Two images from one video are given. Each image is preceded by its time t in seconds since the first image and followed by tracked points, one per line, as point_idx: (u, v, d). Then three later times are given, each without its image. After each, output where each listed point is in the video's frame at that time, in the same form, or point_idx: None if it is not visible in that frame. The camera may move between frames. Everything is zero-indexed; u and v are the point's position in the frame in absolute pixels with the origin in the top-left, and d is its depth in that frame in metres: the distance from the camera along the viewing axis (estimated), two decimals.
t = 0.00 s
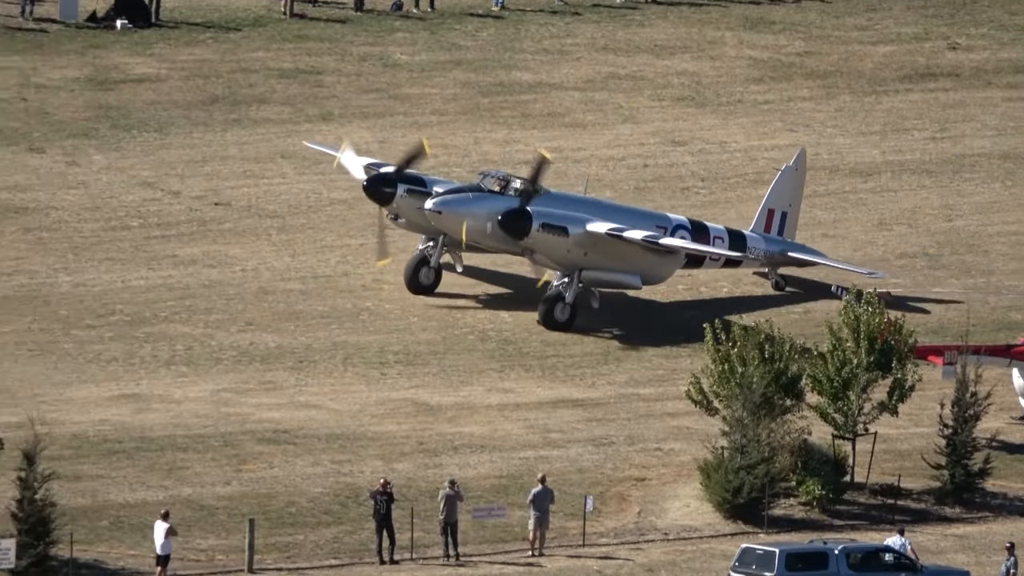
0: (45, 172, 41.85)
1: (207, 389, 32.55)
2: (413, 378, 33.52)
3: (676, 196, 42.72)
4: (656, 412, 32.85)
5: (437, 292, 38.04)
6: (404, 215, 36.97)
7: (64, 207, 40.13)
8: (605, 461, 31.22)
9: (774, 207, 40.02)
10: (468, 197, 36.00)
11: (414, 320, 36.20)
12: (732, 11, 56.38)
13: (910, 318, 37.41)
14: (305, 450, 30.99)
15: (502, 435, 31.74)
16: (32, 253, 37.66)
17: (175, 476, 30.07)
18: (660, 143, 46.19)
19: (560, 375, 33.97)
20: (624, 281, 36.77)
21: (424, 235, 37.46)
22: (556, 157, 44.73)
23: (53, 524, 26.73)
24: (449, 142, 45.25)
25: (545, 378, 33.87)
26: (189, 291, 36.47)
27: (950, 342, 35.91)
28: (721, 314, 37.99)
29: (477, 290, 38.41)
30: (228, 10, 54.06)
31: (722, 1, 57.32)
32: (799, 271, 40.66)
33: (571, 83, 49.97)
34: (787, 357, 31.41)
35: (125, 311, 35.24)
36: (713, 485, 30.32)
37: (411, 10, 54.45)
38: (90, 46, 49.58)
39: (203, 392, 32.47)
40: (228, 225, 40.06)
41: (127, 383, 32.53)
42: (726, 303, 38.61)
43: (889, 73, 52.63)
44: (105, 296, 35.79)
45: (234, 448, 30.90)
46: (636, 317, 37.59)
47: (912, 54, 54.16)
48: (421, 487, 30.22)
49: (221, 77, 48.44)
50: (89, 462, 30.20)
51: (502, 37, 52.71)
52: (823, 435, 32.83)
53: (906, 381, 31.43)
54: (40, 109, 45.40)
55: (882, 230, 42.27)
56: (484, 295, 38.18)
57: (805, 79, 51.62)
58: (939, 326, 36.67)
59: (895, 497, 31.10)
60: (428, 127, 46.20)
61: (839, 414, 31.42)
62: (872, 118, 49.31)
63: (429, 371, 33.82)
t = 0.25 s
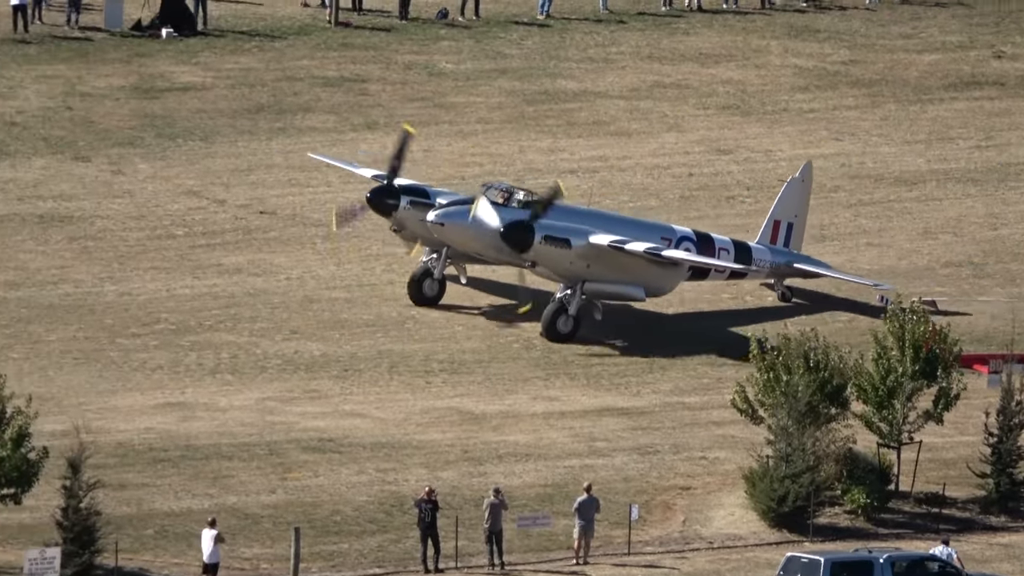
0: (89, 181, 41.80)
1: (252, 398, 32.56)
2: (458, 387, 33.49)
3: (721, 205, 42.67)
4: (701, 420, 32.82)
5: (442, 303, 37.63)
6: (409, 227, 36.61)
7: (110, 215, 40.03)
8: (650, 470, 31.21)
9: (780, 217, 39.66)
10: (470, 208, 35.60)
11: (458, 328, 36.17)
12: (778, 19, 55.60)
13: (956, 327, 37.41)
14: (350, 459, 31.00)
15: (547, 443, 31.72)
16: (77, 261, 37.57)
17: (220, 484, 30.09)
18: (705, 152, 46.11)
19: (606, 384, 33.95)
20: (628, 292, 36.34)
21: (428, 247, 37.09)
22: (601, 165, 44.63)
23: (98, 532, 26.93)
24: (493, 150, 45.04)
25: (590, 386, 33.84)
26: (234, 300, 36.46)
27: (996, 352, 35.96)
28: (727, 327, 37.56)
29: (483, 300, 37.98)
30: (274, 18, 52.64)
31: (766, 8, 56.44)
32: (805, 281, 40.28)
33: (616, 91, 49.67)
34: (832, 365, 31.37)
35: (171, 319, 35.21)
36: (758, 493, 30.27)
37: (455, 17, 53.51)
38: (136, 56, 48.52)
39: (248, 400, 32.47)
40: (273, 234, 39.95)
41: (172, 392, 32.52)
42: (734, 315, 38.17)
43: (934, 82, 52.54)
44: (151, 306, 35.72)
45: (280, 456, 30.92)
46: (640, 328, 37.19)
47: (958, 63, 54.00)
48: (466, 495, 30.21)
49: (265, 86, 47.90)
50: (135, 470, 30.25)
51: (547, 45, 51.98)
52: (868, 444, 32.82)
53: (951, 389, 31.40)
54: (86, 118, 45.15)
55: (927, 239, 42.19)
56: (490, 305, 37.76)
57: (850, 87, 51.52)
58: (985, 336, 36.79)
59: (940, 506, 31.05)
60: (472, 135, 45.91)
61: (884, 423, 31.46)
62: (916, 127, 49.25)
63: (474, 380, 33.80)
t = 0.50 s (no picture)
0: (130, 187, 41.78)
1: (294, 403, 32.59)
2: (501, 393, 33.47)
3: (764, 211, 42.65)
4: (744, 427, 32.81)
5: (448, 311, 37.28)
6: (412, 235, 36.31)
7: (154, 221, 39.98)
8: (693, 476, 31.20)
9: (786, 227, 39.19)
10: (473, 215, 35.27)
11: (500, 335, 36.17)
12: (820, 26, 55.41)
13: (1000, 335, 37.35)
14: (393, 464, 31.01)
15: (590, 449, 31.72)
16: (120, 266, 37.50)
17: (263, 489, 30.10)
18: (748, 158, 46.09)
19: (649, 391, 33.94)
20: (631, 301, 35.93)
21: (433, 255, 36.70)
22: (644, 171, 44.58)
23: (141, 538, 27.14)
24: (537, 156, 45.00)
25: (633, 393, 33.84)
26: (276, 305, 36.47)
27: None
28: (734, 336, 37.21)
29: (488, 309, 37.67)
30: (317, 24, 52.60)
31: (808, 15, 56.23)
32: (812, 292, 39.80)
33: (659, 98, 49.55)
34: (875, 372, 31.36)
35: (214, 325, 35.21)
36: (801, 500, 30.18)
37: (499, 23, 53.31)
38: (179, 62, 48.48)
39: (291, 406, 32.48)
40: (316, 240, 39.88)
41: (215, 397, 32.52)
42: (741, 325, 37.82)
43: (977, 89, 52.48)
44: (194, 312, 35.67)
45: (323, 462, 30.93)
46: (643, 337, 36.85)
47: (1001, 70, 53.88)
48: (509, 500, 30.21)
49: (309, 91, 47.77)
50: (178, 476, 30.27)
51: (590, 52, 51.76)
52: (911, 451, 32.81)
53: (994, 397, 31.37)
54: (129, 124, 45.12)
55: (970, 247, 42.12)
56: (497, 314, 37.48)
57: (892, 95, 51.47)
58: None
59: (983, 514, 31.02)
60: (515, 141, 45.76)
61: (927, 430, 31.43)
62: (959, 134, 49.18)
63: (517, 386, 33.78)
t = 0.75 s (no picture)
0: (178, 191, 41.59)
1: (341, 409, 32.58)
2: (547, 399, 33.43)
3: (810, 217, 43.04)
4: (791, 433, 32.79)
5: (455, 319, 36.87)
6: (419, 243, 36.04)
7: (201, 228, 39.76)
8: (740, 482, 31.18)
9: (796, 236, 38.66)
10: (478, 224, 34.91)
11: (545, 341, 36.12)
12: (867, 31, 55.38)
13: None
14: (439, 470, 30.99)
15: (637, 455, 31.70)
16: (167, 272, 37.37)
17: (309, 496, 30.10)
18: (796, 163, 45.97)
19: (696, 397, 33.91)
20: (636, 310, 35.47)
21: (440, 263, 36.29)
22: (691, 177, 44.50)
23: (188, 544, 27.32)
24: (584, 162, 44.88)
25: (679, 399, 33.81)
26: (322, 311, 36.45)
27: None
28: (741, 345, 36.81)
29: (496, 317, 37.23)
30: (365, 30, 52.49)
31: (857, 20, 56.31)
32: (822, 301, 39.30)
33: (706, 103, 49.46)
34: (922, 378, 31.32)
35: (261, 331, 35.17)
36: (848, 506, 30.20)
37: (547, 29, 53.28)
38: (227, 67, 48.48)
39: (338, 412, 32.48)
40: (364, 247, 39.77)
41: (262, 404, 32.52)
42: (750, 333, 37.41)
43: None
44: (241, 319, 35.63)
45: (370, 468, 30.92)
46: (650, 346, 36.51)
47: None
48: (556, 507, 30.20)
49: (356, 97, 47.72)
50: (225, 482, 30.27)
51: (637, 58, 51.74)
52: (959, 457, 32.74)
53: None
54: (176, 129, 44.93)
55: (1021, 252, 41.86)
56: (505, 322, 37.01)
57: (940, 100, 51.32)
58: None
59: None
60: (562, 147, 45.70)
61: (974, 436, 31.41)
62: (1007, 139, 48.90)
63: (563, 392, 33.73)
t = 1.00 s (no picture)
0: (220, 197, 41.50)
1: (382, 414, 32.58)
2: (589, 404, 33.42)
3: (854, 221, 43.24)
4: (832, 438, 32.76)
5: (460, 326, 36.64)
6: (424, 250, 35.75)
7: (243, 234, 39.68)
8: (782, 487, 31.16)
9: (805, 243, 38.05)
10: (481, 230, 34.57)
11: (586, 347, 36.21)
12: (909, 37, 55.41)
13: None
14: (481, 476, 30.98)
15: (679, 461, 31.69)
16: (208, 278, 37.35)
17: (351, 501, 30.09)
18: (837, 169, 45.99)
19: (738, 402, 33.94)
20: (640, 316, 35.11)
21: (446, 270, 36.03)
22: (733, 182, 44.51)
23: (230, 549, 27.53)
24: (626, 167, 44.84)
25: (721, 404, 33.83)
26: (364, 317, 36.47)
27: None
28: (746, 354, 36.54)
29: (502, 324, 37.00)
30: (406, 36, 52.53)
31: (899, 26, 56.30)
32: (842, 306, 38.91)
33: (748, 108, 49.46)
34: (963, 383, 31.11)
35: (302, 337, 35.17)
36: (889, 511, 30.14)
37: (588, 34, 53.31)
38: (268, 74, 48.59)
39: (380, 417, 32.49)
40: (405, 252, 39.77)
41: (303, 409, 32.53)
42: (757, 343, 37.12)
43: None
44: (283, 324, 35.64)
45: (411, 473, 30.91)
46: (654, 354, 36.24)
47: None
48: (597, 513, 30.18)
49: (398, 102, 47.73)
50: (266, 487, 30.27)
51: (679, 63, 51.79)
52: (1001, 462, 32.66)
53: None
54: (218, 136, 44.89)
55: None
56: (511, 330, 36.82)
57: (982, 106, 51.22)
58: None
59: None
60: (604, 152, 45.70)
61: (1015, 441, 31.34)
62: None
63: (604, 397, 33.73)
